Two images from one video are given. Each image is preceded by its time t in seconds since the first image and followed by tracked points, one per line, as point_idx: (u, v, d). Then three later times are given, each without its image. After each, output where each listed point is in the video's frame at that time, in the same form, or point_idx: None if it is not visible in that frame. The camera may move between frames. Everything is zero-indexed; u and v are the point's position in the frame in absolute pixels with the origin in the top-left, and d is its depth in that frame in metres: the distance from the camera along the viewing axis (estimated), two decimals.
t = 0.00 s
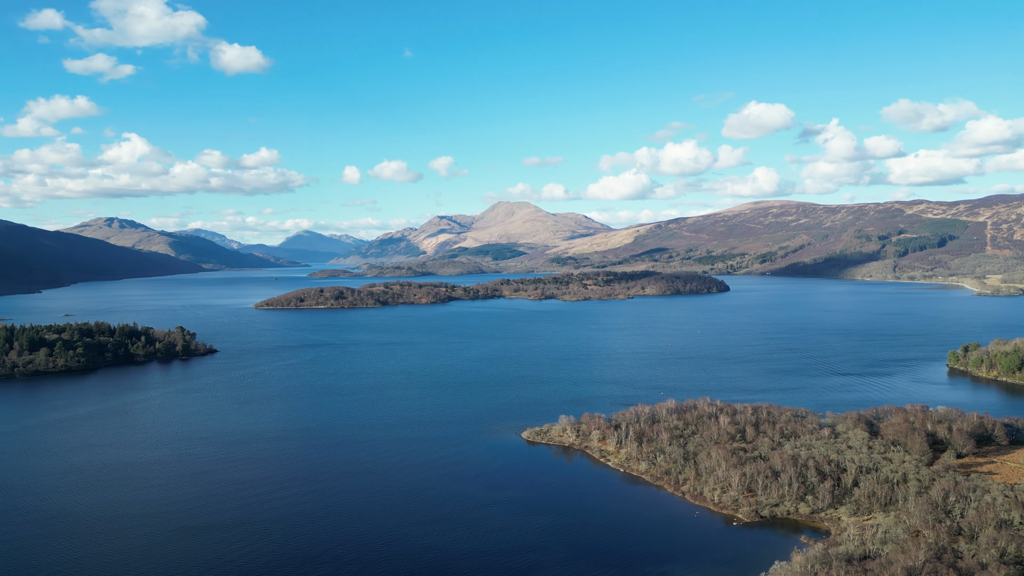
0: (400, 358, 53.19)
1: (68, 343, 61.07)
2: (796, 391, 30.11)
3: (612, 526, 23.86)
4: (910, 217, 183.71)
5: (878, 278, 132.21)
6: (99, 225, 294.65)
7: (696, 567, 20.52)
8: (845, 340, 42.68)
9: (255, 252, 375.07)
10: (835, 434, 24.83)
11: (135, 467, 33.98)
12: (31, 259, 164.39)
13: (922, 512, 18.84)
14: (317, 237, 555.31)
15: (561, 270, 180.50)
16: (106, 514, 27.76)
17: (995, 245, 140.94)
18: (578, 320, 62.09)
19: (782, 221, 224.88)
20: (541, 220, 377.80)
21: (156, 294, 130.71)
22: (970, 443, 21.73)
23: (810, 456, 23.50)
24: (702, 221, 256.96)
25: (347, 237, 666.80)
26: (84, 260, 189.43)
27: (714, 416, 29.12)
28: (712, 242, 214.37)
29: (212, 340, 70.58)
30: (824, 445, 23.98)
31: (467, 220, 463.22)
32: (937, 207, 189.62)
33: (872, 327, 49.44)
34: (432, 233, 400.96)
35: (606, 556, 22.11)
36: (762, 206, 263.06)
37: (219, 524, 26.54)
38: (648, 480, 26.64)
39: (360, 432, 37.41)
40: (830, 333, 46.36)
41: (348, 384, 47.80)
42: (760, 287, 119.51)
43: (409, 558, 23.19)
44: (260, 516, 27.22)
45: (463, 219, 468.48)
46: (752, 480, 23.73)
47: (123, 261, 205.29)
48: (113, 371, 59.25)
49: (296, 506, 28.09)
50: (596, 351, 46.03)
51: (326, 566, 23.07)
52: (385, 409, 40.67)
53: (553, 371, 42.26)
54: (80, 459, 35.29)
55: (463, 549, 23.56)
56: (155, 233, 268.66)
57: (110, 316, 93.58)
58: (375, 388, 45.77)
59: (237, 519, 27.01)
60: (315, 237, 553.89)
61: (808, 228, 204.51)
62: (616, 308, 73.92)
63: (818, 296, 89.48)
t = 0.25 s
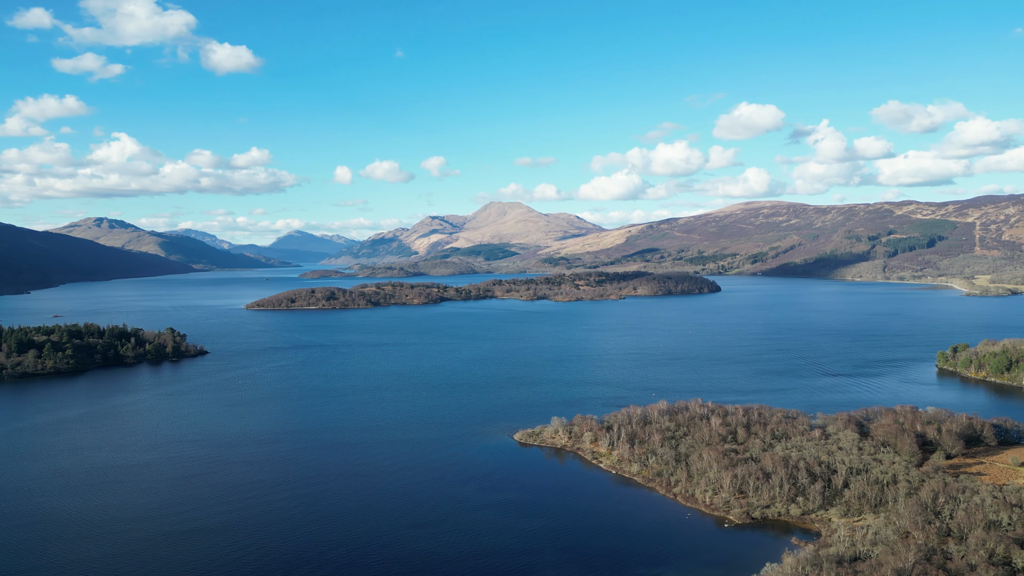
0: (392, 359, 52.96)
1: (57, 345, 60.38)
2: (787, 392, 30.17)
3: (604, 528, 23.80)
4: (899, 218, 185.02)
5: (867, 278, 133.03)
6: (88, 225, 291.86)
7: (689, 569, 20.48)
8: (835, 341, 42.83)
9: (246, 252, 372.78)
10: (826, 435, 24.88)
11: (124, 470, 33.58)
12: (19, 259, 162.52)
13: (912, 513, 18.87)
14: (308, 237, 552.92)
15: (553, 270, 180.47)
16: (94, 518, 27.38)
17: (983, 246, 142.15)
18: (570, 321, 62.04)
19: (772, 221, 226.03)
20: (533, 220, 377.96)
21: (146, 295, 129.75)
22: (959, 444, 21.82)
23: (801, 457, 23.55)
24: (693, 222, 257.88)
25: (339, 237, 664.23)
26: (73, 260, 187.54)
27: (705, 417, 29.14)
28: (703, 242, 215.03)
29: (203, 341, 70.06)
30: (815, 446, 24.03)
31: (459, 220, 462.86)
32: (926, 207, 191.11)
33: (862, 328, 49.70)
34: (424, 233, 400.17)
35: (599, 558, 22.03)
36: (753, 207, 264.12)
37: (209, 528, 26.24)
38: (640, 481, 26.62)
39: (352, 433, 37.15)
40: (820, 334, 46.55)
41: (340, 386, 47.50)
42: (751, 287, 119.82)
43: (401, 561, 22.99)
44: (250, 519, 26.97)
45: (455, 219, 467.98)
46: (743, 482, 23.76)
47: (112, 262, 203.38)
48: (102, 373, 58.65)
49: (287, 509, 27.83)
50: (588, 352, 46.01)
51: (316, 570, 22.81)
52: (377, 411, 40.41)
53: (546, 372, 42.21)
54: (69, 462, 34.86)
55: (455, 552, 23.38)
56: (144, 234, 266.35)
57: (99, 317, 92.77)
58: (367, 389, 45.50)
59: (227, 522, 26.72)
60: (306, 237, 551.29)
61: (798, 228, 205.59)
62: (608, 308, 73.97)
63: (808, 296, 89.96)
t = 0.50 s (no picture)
0: (383, 361, 52.69)
1: (44, 347, 59.64)
2: (777, 393, 30.27)
3: (594, 531, 23.73)
4: (887, 218, 186.46)
5: (856, 278, 133.91)
6: (76, 225, 288.84)
7: (679, 571, 20.42)
8: (823, 341, 43.04)
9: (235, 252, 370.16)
10: (815, 436, 24.93)
11: (111, 474, 33.14)
12: (5, 259, 160.49)
13: (900, 514, 18.91)
14: (298, 237, 550.16)
15: (544, 271, 180.48)
16: (80, 524, 26.96)
17: (970, 246, 143.47)
18: (561, 322, 61.97)
19: (762, 222, 227.36)
20: (524, 220, 378.06)
21: (134, 296, 128.50)
22: (947, 445, 21.90)
23: (791, 459, 23.58)
24: (684, 222, 258.90)
25: (329, 237, 661.41)
26: (60, 260, 185.50)
27: (696, 418, 29.16)
28: (693, 243, 215.85)
29: (192, 343, 69.41)
30: (804, 448, 24.08)
31: (450, 220, 462.17)
32: (913, 208, 192.77)
33: (850, 328, 49.98)
34: (415, 233, 399.20)
35: (589, 560, 21.94)
36: (743, 207, 265.47)
37: (197, 533, 25.92)
38: (630, 483, 26.57)
39: (343, 436, 36.87)
40: (809, 334, 46.75)
41: (330, 388, 47.16)
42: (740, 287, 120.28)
43: (390, 565, 22.78)
44: (240, 523, 26.66)
45: (446, 219, 467.25)
46: (733, 483, 23.76)
47: (99, 262, 201.31)
48: (90, 375, 58.01)
49: (276, 513, 27.53)
50: (579, 353, 45.99)
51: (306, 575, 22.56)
52: (367, 413, 40.13)
53: (537, 374, 42.13)
54: (56, 466, 34.36)
55: (445, 555, 23.19)
56: (132, 234, 263.74)
57: (86, 318, 91.82)
58: (358, 391, 45.20)
59: (216, 526, 26.41)
60: (296, 237, 548.36)
61: (788, 228, 206.76)
62: (599, 309, 74.01)
63: (797, 297, 90.47)
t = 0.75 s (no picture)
0: (375, 362, 52.42)
1: (32, 349, 58.92)
2: (768, 394, 30.32)
3: (586, 533, 23.66)
4: (877, 218, 187.79)
5: (846, 279, 134.71)
6: (64, 226, 286.07)
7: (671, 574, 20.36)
8: (813, 342, 43.23)
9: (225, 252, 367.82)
10: (806, 437, 24.96)
11: (99, 477, 32.67)
12: None
13: (890, 515, 18.94)
14: (289, 237, 547.64)
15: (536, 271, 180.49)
16: (67, 529, 26.53)
17: (959, 247, 144.67)
18: (553, 323, 61.95)
19: (752, 222, 228.40)
20: (515, 221, 378.20)
21: (123, 296, 127.37)
22: (937, 446, 21.97)
23: (781, 460, 23.61)
24: (675, 222, 259.85)
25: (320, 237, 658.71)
26: (48, 260, 183.61)
27: (687, 419, 29.16)
28: (684, 243, 216.58)
29: (182, 344, 68.80)
30: (795, 449, 24.12)
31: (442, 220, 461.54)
32: (902, 208, 194.17)
33: (839, 329, 50.25)
34: (407, 233, 398.28)
35: (581, 563, 21.86)
36: (734, 208, 266.47)
37: (187, 537, 25.59)
38: (622, 485, 26.53)
39: (334, 438, 36.56)
40: (799, 335, 46.93)
41: (321, 390, 46.84)
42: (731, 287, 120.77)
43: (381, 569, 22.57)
44: (231, 527, 26.38)
45: (438, 219, 466.62)
46: (725, 485, 23.75)
47: (88, 262, 199.37)
48: (79, 377, 57.38)
49: (267, 516, 27.23)
50: (571, 354, 45.94)
51: None
52: (358, 415, 39.86)
53: (529, 375, 42.06)
54: (43, 470, 33.84)
55: (436, 559, 23.00)
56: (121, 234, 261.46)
57: (74, 319, 90.92)
58: (349, 393, 44.89)
59: (206, 531, 26.06)
60: (287, 237, 545.61)
61: (778, 229, 207.92)
62: (590, 310, 74.07)
63: (788, 297, 90.95)
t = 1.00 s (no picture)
0: (365, 364, 52.15)
1: (18, 351, 58.08)
2: (757, 395, 30.38)
3: (577, 536, 23.57)
4: (865, 219, 189.19)
5: (835, 279, 135.59)
6: (50, 226, 282.85)
7: None
8: (802, 342, 43.43)
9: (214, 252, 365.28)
10: (795, 439, 25.02)
11: (85, 481, 32.23)
12: None
13: (878, 517, 18.97)
14: (279, 237, 544.53)
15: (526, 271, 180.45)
16: (53, 535, 26.12)
17: (946, 247, 145.97)
18: (544, 323, 61.92)
19: (742, 223, 229.55)
20: (505, 221, 378.15)
21: (111, 297, 126.14)
22: (924, 447, 22.07)
23: (771, 462, 23.65)
24: (665, 223, 260.71)
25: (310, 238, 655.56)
26: (34, 260, 181.42)
27: (677, 421, 29.17)
28: (674, 244, 217.31)
29: (170, 346, 68.15)
30: (784, 450, 24.17)
31: (432, 220, 460.67)
32: (890, 209, 195.70)
33: (827, 329, 50.51)
34: (398, 233, 397.11)
35: (571, 566, 21.72)
36: (723, 208, 267.13)
37: (174, 542, 25.29)
38: (613, 487, 26.48)
39: (323, 441, 36.26)
40: (788, 335, 47.09)
41: (311, 392, 46.50)
42: (721, 287, 121.19)
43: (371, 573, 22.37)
44: (221, 531, 26.09)
45: (428, 220, 465.64)
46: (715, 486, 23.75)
47: (75, 262, 197.17)
48: (66, 380, 56.65)
49: (256, 520, 27.00)
50: (562, 356, 45.91)
51: None
52: (348, 418, 39.57)
53: (520, 377, 41.97)
54: (28, 474, 33.32)
55: (426, 562, 22.84)
56: (109, 234, 258.91)
57: (61, 321, 89.94)
58: (339, 395, 44.59)
59: (194, 535, 25.78)
60: (275, 237, 542.41)
61: (768, 229, 209.16)
62: (581, 310, 74.10)
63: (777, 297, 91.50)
